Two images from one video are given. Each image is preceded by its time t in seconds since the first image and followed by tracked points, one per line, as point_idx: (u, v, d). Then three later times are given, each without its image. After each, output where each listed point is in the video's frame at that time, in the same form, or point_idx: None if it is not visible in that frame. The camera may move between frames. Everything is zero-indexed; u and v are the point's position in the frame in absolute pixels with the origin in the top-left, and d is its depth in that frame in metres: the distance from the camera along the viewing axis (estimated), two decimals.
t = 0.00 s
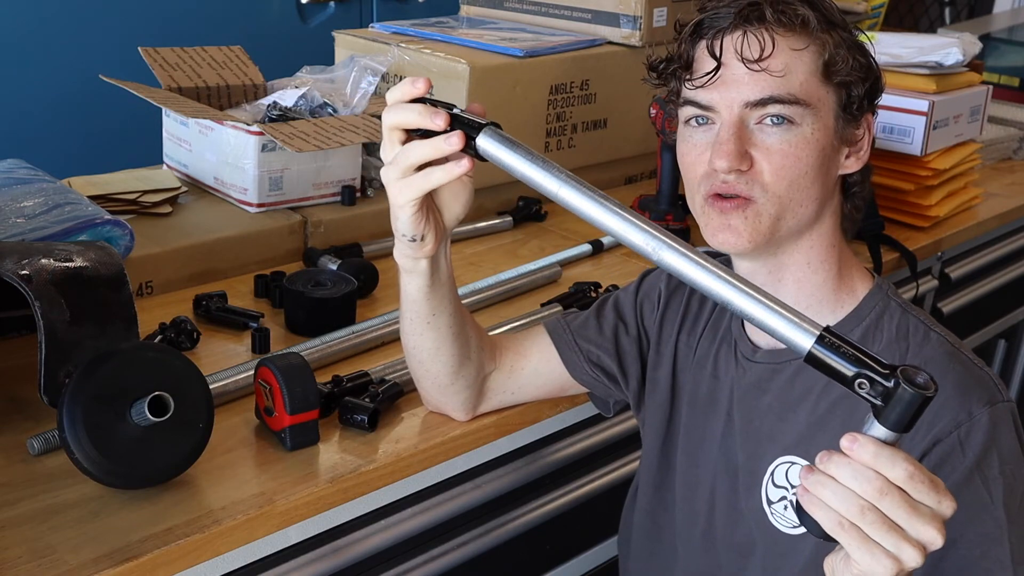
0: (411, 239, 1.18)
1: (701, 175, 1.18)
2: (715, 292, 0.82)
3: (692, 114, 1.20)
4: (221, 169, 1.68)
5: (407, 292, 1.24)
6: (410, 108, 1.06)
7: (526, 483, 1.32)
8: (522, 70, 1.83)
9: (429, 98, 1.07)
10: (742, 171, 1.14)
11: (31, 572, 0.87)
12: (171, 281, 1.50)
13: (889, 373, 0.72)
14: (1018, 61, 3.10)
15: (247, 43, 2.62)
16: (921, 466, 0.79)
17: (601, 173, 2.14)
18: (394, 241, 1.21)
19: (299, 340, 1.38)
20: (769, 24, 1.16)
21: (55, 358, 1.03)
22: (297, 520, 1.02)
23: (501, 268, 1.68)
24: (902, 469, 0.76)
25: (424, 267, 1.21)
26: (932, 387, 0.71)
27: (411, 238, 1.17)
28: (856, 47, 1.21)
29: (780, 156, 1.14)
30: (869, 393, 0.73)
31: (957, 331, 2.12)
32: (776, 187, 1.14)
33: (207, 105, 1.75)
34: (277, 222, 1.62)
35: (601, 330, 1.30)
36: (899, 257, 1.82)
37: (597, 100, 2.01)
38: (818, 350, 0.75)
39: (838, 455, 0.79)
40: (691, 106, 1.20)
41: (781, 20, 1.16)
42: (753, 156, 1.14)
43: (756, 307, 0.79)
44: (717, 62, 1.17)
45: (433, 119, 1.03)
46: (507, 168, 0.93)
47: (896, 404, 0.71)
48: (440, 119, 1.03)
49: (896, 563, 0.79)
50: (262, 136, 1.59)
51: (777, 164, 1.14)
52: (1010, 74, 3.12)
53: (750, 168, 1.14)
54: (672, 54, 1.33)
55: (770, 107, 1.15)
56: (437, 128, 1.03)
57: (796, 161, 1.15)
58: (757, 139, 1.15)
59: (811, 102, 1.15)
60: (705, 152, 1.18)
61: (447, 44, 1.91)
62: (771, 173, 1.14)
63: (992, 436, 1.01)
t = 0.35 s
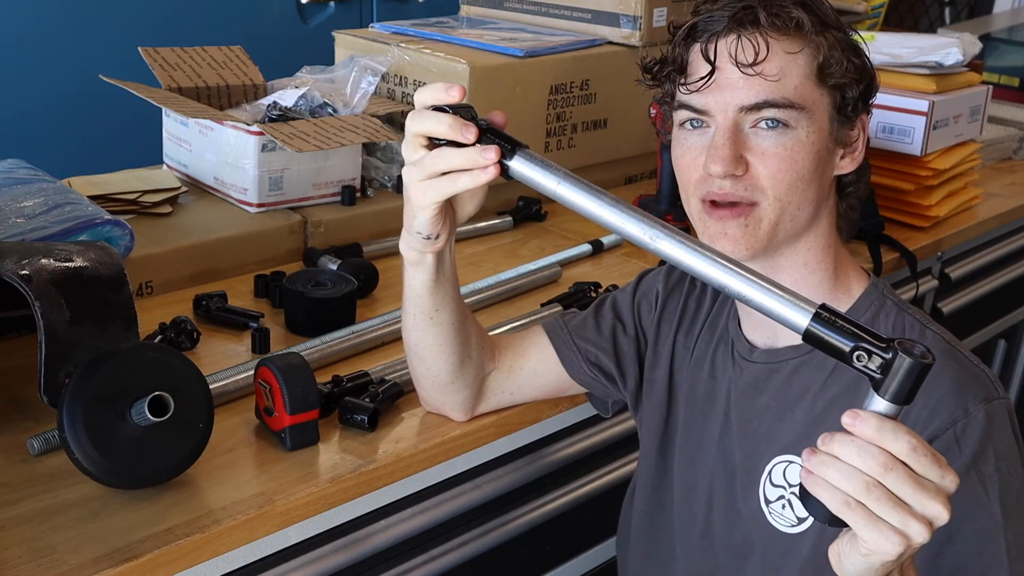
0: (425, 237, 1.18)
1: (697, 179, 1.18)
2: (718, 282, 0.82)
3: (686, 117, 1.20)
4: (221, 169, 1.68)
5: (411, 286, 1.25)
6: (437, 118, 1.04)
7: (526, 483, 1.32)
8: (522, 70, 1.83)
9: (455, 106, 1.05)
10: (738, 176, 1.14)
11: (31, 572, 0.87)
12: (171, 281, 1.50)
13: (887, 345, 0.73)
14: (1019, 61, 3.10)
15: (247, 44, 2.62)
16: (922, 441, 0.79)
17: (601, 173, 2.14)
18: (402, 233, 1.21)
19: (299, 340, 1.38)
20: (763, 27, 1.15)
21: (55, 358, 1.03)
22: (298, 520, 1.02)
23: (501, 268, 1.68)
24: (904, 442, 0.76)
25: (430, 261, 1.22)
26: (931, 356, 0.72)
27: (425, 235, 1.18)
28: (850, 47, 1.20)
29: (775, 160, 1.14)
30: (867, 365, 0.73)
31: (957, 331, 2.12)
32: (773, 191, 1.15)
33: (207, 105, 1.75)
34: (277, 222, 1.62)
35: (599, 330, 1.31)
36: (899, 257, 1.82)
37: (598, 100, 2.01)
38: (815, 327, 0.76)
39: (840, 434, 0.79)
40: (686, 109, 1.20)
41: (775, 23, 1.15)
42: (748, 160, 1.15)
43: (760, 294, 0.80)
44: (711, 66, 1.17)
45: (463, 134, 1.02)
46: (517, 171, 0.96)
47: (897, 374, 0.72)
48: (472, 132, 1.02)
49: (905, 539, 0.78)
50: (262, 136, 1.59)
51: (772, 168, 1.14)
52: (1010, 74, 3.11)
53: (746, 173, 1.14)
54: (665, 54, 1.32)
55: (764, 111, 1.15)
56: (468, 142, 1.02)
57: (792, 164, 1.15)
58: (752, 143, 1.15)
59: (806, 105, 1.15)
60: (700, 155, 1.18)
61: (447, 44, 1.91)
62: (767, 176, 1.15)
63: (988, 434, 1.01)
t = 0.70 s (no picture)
0: (413, 231, 1.19)
1: (692, 179, 1.18)
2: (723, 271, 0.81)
3: (682, 116, 1.20)
4: (221, 169, 1.68)
5: (404, 281, 1.24)
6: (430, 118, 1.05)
7: (526, 483, 1.32)
8: (522, 70, 1.83)
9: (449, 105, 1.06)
10: (732, 175, 1.14)
11: (31, 572, 0.87)
12: (171, 281, 1.50)
13: (878, 320, 0.75)
14: (1019, 60, 3.10)
15: (247, 43, 2.62)
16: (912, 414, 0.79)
17: (601, 173, 2.14)
18: (391, 226, 1.21)
19: (299, 340, 1.38)
20: (757, 27, 1.15)
21: (55, 358, 1.04)
22: (298, 520, 1.02)
23: (501, 268, 1.68)
24: (897, 413, 0.76)
25: (422, 253, 1.22)
26: (921, 330, 0.74)
27: (413, 229, 1.18)
28: (843, 47, 1.21)
29: (769, 159, 1.14)
30: (860, 341, 0.75)
31: (957, 331, 2.12)
32: (767, 190, 1.15)
33: (207, 105, 1.75)
34: (277, 222, 1.62)
35: (598, 328, 1.31)
36: (898, 257, 1.82)
37: (597, 100, 2.01)
38: (806, 307, 0.77)
39: (833, 410, 0.78)
40: (681, 109, 1.20)
41: (769, 23, 1.15)
42: (742, 160, 1.15)
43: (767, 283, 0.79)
44: (706, 66, 1.17)
45: (455, 132, 1.02)
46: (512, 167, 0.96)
47: (889, 347, 0.74)
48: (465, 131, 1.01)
49: (900, 510, 0.78)
50: (262, 136, 1.59)
51: (766, 167, 1.14)
52: (1010, 74, 3.11)
53: (739, 173, 1.15)
54: (662, 52, 1.32)
55: (758, 111, 1.14)
56: (462, 140, 1.02)
57: (786, 164, 1.15)
58: (746, 143, 1.15)
59: (800, 105, 1.15)
60: (695, 155, 1.18)
61: (447, 44, 1.91)
62: (761, 176, 1.15)
63: (982, 428, 1.01)
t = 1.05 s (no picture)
0: (402, 236, 1.19)
1: (691, 177, 1.18)
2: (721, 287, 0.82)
3: (681, 115, 1.20)
4: (221, 169, 1.68)
5: (398, 282, 1.25)
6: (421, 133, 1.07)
7: (527, 483, 1.32)
8: (522, 70, 1.83)
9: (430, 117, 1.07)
10: (730, 174, 1.14)
11: (31, 573, 0.87)
12: (171, 281, 1.50)
13: (861, 333, 0.74)
14: (1019, 61, 3.10)
15: (247, 43, 2.62)
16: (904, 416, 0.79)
17: (601, 173, 2.14)
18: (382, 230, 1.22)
19: (299, 340, 1.38)
20: (758, 27, 1.15)
21: (55, 358, 1.03)
22: (298, 520, 1.02)
23: (501, 268, 1.68)
24: (885, 421, 0.76)
25: (414, 255, 1.22)
26: (904, 343, 0.73)
27: (402, 234, 1.19)
28: (843, 48, 1.21)
29: (768, 159, 1.14)
30: (843, 355, 0.74)
31: (957, 332, 2.11)
32: (766, 190, 1.15)
33: (207, 105, 1.75)
34: (277, 222, 1.62)
35: (597, 326, 1.31)
36: (899, 257, 1.82)
37: (597, 100, 2.01)
38: (791, 317, 0.77)
39: (821, 419, 0.79)
40: (681, 107, 1.20)
41: (770, 23, 1.15)
42: (741, 159, 1.15)
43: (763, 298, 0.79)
44: (707, 65, 1.17)
45: (451, 147, 1.04)
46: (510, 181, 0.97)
47: (870, 361, 0.73)
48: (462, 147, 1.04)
49: (891, 516, 0.79)
50: (262, 136, 1.59)
51: (765, 167, 1.14)
52: (1010, 74, 3.11)
53: (738, 171, 1.14)
54: (664, 49, 1.32)
55: (758, 110, 1.14)
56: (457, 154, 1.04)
57: (784, 163, 1.15)
58: (746, 142, 1.15)
59: (799, 105, 1.15)
60: (695, 153, 1.18)
61: (447, 44, 1.91)
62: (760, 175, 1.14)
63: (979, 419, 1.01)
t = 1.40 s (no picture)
0: (392, 236, 1.19)
1: (690, 174, 1.18)
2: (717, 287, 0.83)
3: (681, 111, 1.20)
4: (221, 169, 1.68)
5: (393, 280, 1.24)
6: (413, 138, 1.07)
7: (526, 483, 1.32)
8: (522, 71, 1.83)
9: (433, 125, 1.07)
10: (729, 173, 1.14)
11: (31, 573, 0.87)
12: (171, 281, 1.50)
13: (873, 334, 0.76)
14: (1019, 61, 3.10)
15: (247, 43, 2.62)
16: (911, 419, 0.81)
17: (601, 173, 2.14)
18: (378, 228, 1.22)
19: (299, 340, 1.38)
20: (760, 27, 1.15)
21: (55, 358, 1.04)
22: (298, 520, 1.02)
23: (501, 268, 1.68)
24: (896, 421, 0.78)
25: (410, 253, 1.21)
26: (915, 342, 0.75)
27: (393, 235, 1.19)
28: (843, 49, 1.21)
29: (767, 158, 1.14)
30: (856, 355, 0.76)
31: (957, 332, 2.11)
32: (765, 187, 1.15)
33: (207, 105, 1.75)
34: (277, 222, 1.62)
35: (593, 325, 1.30)
36: (899, 257, 1.82)
37: (597, 100, 2.01)
38: (803, 321, 0.78)
39: (831, 420, 0.80)
40: (681, 104, 1.20)
41: (771, 23, 1.15)
42: (739, 158, 1.15)
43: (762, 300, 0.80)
44: (708, 63, 1.17)
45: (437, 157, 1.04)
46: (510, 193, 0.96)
47: (884, 361, 0.75)
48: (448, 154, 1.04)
49: (900, 516, 0.80)
50: (262, 136, 1.60)
51: (764, 166, 1.14)
52: (1010, 74, 3.11)
53: (737, 170, 1.15)
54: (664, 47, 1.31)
55: (758, 109, 1.14)
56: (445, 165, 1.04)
57: (782, 163, 1.15)
58: (745, 141, 1.15)
59: (798, 105, 1.15)
60: (694, 151, 1.18)
61: (447, 44, 1.91)
62: (758, 174, 1.15)
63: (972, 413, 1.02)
